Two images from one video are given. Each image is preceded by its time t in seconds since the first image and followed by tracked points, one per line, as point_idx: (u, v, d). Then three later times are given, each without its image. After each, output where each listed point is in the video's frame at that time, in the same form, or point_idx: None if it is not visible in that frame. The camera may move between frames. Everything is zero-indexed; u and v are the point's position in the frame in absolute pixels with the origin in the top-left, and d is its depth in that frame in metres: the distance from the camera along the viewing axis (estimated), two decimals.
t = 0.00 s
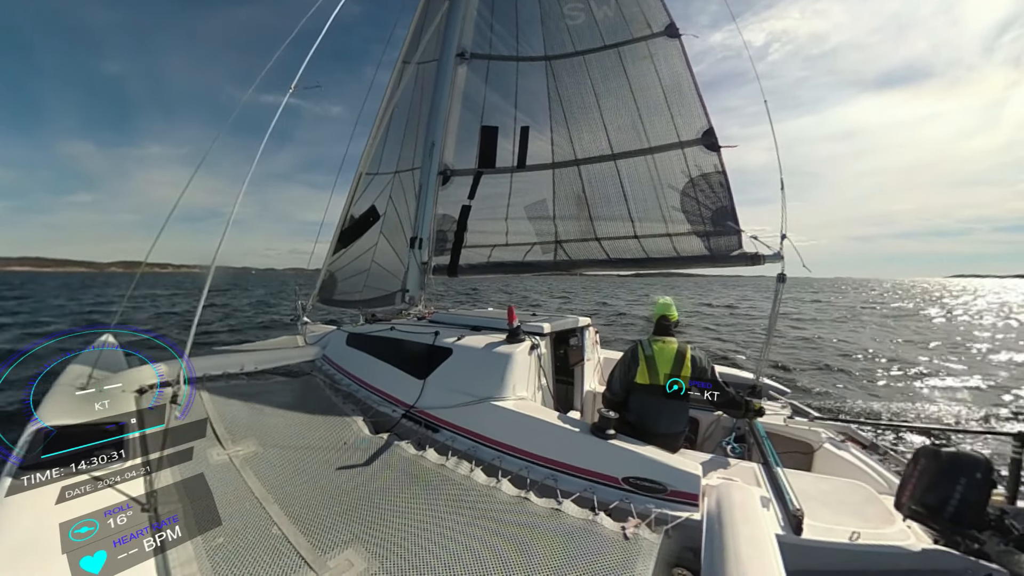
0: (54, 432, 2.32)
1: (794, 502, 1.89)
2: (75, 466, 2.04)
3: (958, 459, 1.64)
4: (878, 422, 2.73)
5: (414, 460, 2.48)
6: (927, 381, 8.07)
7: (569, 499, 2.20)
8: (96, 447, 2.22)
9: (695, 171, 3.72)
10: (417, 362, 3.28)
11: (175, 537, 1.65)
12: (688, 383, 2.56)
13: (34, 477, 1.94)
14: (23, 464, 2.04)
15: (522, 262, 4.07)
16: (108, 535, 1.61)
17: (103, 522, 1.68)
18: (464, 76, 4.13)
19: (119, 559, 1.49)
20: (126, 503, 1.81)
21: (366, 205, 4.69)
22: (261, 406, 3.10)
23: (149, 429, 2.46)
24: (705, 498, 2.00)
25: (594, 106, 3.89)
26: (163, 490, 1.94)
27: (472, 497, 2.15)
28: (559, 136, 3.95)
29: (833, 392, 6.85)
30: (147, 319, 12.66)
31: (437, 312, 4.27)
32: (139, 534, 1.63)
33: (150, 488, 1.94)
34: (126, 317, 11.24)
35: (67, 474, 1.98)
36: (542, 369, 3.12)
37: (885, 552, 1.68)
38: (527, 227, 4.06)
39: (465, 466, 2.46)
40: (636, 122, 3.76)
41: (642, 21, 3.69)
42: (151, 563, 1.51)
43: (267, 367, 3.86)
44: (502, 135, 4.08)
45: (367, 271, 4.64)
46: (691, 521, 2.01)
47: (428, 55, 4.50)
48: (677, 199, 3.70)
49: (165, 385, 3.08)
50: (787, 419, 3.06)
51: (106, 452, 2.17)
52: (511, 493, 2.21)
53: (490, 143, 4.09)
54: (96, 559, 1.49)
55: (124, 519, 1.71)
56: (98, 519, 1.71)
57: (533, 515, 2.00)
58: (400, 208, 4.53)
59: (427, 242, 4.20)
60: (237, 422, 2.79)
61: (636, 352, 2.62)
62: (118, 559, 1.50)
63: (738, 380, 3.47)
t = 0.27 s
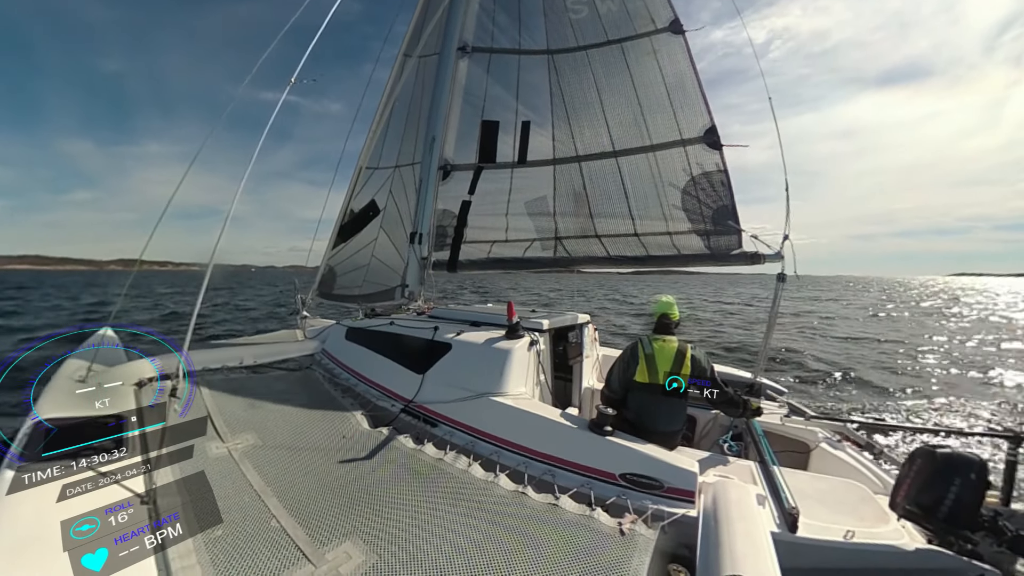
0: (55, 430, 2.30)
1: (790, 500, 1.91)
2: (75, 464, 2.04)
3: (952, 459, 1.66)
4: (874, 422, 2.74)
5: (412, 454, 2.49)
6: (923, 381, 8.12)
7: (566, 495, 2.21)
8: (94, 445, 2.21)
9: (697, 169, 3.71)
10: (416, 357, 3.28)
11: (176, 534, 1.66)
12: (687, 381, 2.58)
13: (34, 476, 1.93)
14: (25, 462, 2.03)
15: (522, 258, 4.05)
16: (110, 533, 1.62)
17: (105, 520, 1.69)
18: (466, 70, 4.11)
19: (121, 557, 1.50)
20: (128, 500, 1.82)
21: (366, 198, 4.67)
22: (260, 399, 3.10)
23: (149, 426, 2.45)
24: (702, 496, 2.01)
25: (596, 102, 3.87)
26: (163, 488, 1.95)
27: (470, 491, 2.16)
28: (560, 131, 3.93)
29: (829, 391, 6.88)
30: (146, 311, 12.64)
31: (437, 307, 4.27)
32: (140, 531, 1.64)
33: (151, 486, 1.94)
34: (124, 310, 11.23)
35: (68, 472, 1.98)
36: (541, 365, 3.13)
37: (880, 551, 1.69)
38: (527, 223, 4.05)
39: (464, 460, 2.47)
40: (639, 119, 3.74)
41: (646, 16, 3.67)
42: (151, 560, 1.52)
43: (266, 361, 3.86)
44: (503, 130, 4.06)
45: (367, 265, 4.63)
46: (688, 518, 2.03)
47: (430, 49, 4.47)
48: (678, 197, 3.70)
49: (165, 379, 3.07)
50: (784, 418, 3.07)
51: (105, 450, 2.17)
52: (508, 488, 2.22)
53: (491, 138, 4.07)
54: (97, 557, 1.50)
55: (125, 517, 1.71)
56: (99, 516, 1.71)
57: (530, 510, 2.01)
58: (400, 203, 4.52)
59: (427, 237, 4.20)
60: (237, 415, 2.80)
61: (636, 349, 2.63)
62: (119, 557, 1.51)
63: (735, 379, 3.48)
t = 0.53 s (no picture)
0: (55, 428, 2.27)
1: (788, 503, 1.91)
2: (76, 463, 2.03)
3: (950, 464, 1.67)
4: (873, 427, 2.75)
5: (411, 453, 2.49)
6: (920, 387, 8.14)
7: (565, 496, 2.21)
8: (94, 444, 2.20)
9: (698, 173, 3.72)
10: (416, 356, 3.28)
11: (176, 532, 1.66)
12: (687, 380, 2.59)
13: (34, 474, 1.92)
14: (26, 459, 2.02)
15: (523, 259, 4.04)
16: (111, 531, 1.62)
17: (105, 519, 1.68)
18: (469, 69, 4.10)
19: (122, 555, 1.50)
20: (129, 499, 1.82)
21: (367, 196, 4.67)
22: (260, 396, 3.10)
23: (149, 426, 2.44)
24: (700, 498, 2.02)
25: (598, 104, 3.87)
26: (163, 486, 1.94)
27: (469, 490, 2.16)
28: (563, 133, 3.93)
29: (827, 395, 6.89)
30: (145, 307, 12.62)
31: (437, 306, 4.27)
32: (140, 530, 1.63)
33: (151, 484, 1.94)
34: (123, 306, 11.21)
35: (68, 471, 1.97)
36: (540, 365, 3.13)
37: (879, 556, 1.69)
38: (529, 224, 4.05)
39: (462, 460, 2.47)
40: (641, 122, 3.75)
41: (649, 21, 3.69)
42: (151, 559, 1.51)
43: (266, 358, 3.86)
44: (505, 130, 4.06)
45: (368, 264, 4.63)
46: (686, 520, 2.03)
47: (433, 49, 4.47)
48: (679, 201, 3.70)
49: (165, 375, 3.07)
50: (782, 421, 3.08)
51: (105, 449, 2.16)
52: (507, 488, 2.22)
53: (493, 139, 4.07)
54: (98, 556, 1.50)
55: (126, 516, 1.71)
56: (99, 515, 1.71)
57: (529, 510, 2.01)
58: (401, 202, 4.51)
59: (428, 236, 4.20)
60: (236, 412, 2.80)
61: (637, 349, 2.63)
62: (120, 556, 1.50)
63: (734, 382, 3.49)
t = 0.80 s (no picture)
0: (55, 427, 2.26)
1: (788, 507, 1.90)
2: (76, 461, 2.03)
3: (952, 469, 1.66)
4: (874, 432, 2.74)
5: (410, 452, 2.49)
6: (922, 392, 8.12)
7: (564, 497, 2.21)
8: (94, 442, 2.19)
9: (700, 176, 3.73)
10: (416, 356, 3.28)
11: (177, 531, 1.66)
12: (688, 379, 2.58)
13: (35, 473, 1.92)
14: (27, 458, 2.02)
15: (525, 259, 4.04)
16: (111, 530, 1.61)
17: (106, 517, 1.68)
18: (473, 70, 4.11)
19: (124, 554, 1.50)
20: (129, 497, 1.81)
21: (369, 196, 4.67)
22: (261, 395, 3.10)
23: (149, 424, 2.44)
24: (700, 501, 2.01)
25: (601, 107, 3.87)
26: (163, 484, 1.94)
27: (468, 491, 2.16)
28: (566, 135, 3.94)
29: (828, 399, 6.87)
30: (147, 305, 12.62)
31: (438, 306, 4.27)
32: (140, 529, 1.63)
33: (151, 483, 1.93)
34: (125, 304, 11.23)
35: (69, 470, 1.97)
36: (540, 366, 3.13)
37: (879, 561, 1.68)
38: (531, 225, 4.05)
39: (462, 460, 2.47)
40: (643, 124, 3.75)
41: (652, 25, 3.70)
42: (151, 558, 1.51)
43: (267, 356, 3.86)
44: (509, 131, 4.07)
45: (369, 263, 4.64)
46: (685, 523, 2.02)
47: (437, 49, 4.48)
48: (681, 203, 3.70)
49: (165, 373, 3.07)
50: (783, 425, 3.07)
51: (107, 447, 2.17)
52: (506, 488, 2.22)
53: (496, 140, 4.08)
54: (99, 555, 1.49)
55: (126, 514, 1.71)
56: (100, 514, 1.70)
57: (528, 511, 2.01)
58: (403, 202, 4.52)
59: (430, 236, 4.20)
60: (236, 410, 2.80)
61: (638, 348, 2.63)
62: (121, 555, 1.50)
63: (736, 384, 3.47)
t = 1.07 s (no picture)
0: (55, 427, 2.26)
1: (788, 507, 1.90)
2: (76, 461, 2.02)
3: (954, 471, 1.65)
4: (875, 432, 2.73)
5: (411, 450, 2.50)
6: (925, 392, 8.08)
7: (564, 496, 2.21)
8: (96, 441, 2.20)
9: (703, 174, 3.71)
10: (417, 355, 3.28)
11: (178, 530, 1.66)
12: (688, 378, 2.57)
13: (35, 473, 1.91)
14: (27, 457, 2.01)
15: (526, 258, 4.06)
16: (112, 530, 1.61)
17: (107, 516, 1.68)
18: (475, 69, 4.11)
19: (123, 552, 1.49)
20: (129, 497, 1.81)
21: (371, 195, 4.68)
22: (263, 393, 3.11)
23: (151, 423, 2.45)
24: (700, 501, 2.01)
25: (603, 105, 3.86)
26: (165, 483, 1.95)
27: (468, 490, 2.16)
28: (568, 134, 3.93)
29: (831, 399, 6.85)
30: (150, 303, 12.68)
31: (440, 305, 4.28)
32: (141, 527, 1.63)
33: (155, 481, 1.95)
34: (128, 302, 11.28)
35: (69, 469, 1.96)
36: (542, 366, 3.13)
37: (880, 562, 1.68)
38: (533, 224, 4.05)
39: (462, 458, 2.48)
40: (646, 122, 3.73)
41: (654, 23, 3.67)
42: (152, 556, 1.51)
43: (269, 355, 3.87)
44: (510, 130, 4.06)
45: (371, 262, 4.64)
46: (686, 522, 2.02)
47: (439, 48, 4.48)
48: (684, 202, 3.68)
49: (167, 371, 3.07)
50: (784, 425, 3.06)
51: (109, 446, 2.17)
52: (506, 487, 2.22)
53: (498, 139, 4.07)
54: (100, 553, 1.49)
55: (127, 513, 1.71)
56: (101, 512, 1.71)
57: (528, 510, 2.02)
58: (405, 200, 4.52)
59: (432, 235, 4.20)
60: (238, 408, 2.81)
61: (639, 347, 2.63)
62: (122, 553, 1.50)
63: (737, 384, 3.47)
